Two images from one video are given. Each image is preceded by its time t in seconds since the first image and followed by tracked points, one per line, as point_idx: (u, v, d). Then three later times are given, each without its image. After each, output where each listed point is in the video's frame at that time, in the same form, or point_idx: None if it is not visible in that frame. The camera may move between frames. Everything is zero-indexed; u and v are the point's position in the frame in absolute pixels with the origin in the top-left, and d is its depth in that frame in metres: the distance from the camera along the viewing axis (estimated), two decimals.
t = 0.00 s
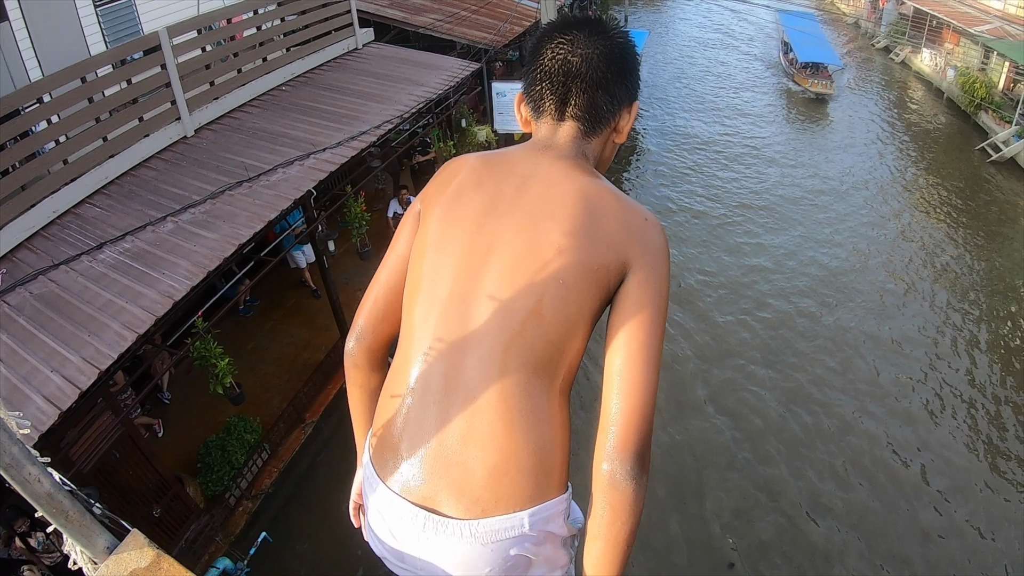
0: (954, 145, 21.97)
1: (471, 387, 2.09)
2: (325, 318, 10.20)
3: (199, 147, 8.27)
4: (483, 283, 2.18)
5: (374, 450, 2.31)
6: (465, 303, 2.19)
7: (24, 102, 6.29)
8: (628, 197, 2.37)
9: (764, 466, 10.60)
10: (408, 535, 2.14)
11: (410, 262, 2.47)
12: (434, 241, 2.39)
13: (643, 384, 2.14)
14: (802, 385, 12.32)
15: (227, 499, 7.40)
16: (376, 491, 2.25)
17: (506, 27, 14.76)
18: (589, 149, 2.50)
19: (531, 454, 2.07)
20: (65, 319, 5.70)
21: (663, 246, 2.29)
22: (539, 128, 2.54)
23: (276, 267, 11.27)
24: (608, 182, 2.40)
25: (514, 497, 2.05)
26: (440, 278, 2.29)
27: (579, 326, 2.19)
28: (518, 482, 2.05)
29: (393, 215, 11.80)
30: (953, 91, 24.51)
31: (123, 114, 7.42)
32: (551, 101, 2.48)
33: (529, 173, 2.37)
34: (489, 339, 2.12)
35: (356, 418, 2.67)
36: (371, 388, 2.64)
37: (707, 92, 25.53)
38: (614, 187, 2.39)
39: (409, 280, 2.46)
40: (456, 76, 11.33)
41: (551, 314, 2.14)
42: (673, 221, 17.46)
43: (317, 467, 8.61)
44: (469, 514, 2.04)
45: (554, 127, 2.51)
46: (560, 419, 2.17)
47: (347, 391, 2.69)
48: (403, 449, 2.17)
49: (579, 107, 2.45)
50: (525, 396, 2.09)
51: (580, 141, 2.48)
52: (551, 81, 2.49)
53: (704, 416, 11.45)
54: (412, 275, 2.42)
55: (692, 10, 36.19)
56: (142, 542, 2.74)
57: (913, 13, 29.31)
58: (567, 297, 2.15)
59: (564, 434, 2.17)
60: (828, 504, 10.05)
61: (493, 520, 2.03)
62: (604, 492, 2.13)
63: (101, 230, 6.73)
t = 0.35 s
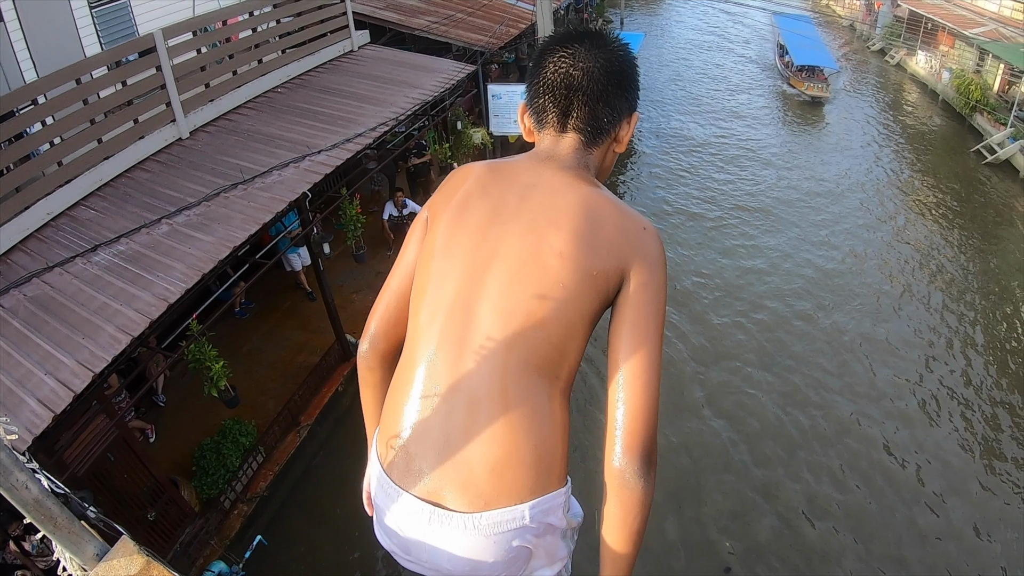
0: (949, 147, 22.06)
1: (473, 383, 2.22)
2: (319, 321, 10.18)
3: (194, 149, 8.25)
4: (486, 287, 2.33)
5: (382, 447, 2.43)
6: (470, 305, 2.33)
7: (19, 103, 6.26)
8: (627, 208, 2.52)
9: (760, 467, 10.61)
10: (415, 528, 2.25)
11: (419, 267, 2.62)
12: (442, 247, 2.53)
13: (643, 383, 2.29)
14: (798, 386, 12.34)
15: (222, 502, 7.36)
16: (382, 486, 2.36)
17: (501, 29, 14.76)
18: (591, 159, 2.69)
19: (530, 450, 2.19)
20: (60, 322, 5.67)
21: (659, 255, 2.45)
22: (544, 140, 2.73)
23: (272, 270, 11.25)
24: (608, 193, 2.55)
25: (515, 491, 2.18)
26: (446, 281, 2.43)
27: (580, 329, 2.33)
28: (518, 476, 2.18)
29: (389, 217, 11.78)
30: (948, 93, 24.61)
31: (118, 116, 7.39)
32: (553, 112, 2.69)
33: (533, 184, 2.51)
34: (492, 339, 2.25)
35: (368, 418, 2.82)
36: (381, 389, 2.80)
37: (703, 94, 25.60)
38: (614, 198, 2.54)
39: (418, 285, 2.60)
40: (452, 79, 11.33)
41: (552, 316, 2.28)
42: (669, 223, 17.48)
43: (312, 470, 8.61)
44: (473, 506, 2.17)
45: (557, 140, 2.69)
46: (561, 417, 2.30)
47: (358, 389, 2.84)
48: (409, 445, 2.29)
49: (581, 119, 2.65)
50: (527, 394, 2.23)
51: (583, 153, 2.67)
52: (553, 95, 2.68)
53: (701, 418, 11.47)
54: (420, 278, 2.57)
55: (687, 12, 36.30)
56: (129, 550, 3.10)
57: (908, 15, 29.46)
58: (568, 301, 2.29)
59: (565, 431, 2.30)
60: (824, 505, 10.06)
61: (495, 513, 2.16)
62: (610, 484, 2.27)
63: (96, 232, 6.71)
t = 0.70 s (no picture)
0: (946, 148, 22.12)
1: (477, 381, 2.39)
2: (316, 322, 10.17)
3: (191, 150, 8.24)
4: (489, 289, 2.48)
5: (392, 437, 2.63)
6: (474, 305, 2.50)
7: (15, 104, 6.25)
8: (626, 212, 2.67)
9: (758, 467, 10.61)
10: (423, 517, 2.45)
11: (427, 268, 2.78)
12: (449, 249, 2.69)
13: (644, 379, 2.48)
14: (795, 386, 12.36)
15: (218, 504, 7.32)
16: (392, 475, 2.56)
17: (497, 30, 14.76)
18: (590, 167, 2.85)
19: (531, 442, 2.37)
20: (56, 323, 5.65)
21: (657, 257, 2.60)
22: (548, 147, 2.90)
23: (268, 271, 11.24)
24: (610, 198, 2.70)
25: (516, 482, 2.36)
26: (452, 283, 2.59)
27: (580, 326, 2.49)
28: (519, 467, 2.36)
29: (385, 219, 11.78)
30: (945, 94, 24.68)
31: (115, 117, 7.38)
32: (557, 117, 2.85)
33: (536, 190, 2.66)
34: (495, 338, 2.42)
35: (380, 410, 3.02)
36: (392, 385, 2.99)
37: (700, 95, 25.63)
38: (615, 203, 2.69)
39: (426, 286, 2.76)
40: (449, 79, 11.32)
41: (552, 315, 2.43)
42: (666, 224, 17.49)
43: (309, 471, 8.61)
44: (476, 496, 2.36)
45: (561, 148, 2.86)
46: (561, 410, 2.48)
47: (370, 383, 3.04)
48: (419, 438, 2.49)
49: (582, 128, 2.83)
50: (527, 390, 2.39)
51: (586, 162, 2.85)
52: (556, 103, 2.85)
53: (698, 418, 11.48)
54: (428, 280, 2.73)
55: (684, 14, 36.37)
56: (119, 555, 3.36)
57: (905, 17, 29.58)
58: (567, 301, 2.45)
59: (565, 423, 2.48)
60: (822, 505, 10.07)
61: (496, 502, 2.34)
62: (624, 473, 2.48)
63: (92, 234, 6.69)
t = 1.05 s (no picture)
0: (939, 150, 22.19)
1: (478, 377, 2.50)
2: (311, 326, 10.16)
3: (185, 153, 8.22)
4: (490, 289, 2.57)
5: (399, 429, 2.75)
6: (476, 305, 2.59)
7: (8, 107, 6.21)
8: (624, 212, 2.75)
9: (753, 468, 10.62)
10: (427, 504, 2.61)
11: (433, 267, 2.86)
12: (453, 249, 2.77)
13: (642, 374, 2.60)
14: (791, 387, 12.37)
15: (212, 509, 7.29)
16: (400, 464, 2.70)
17: (491, 33, 14.76)
18: (588, 169, 2.88)
19: (530, 435, 2.49)
20: (49, 327, 5.62)
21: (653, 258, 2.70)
22: (546, 149, 2.92)
23: (262, 275, 11.21)
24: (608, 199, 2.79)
25: (515, 473, 2.51)
26: (455, 283, 2.68)
27: (578, 324, 2.60)
28: (518, 459, 2.50)
29: (379, 222, 11.79)
30: (938, 96, 24.78)
31: (108, 120, 7.34)
32: (555, 124, 2.86)
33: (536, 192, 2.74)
34: (495, 337, 2.51)
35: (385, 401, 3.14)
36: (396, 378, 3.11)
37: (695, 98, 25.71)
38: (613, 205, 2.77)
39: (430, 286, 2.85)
40: (443, 83, 11.33)
41: (549, 315, 2.53)
42: (662, 226, 17.51)
43: (303, 477, 8.60)
44: (476, 485, 2.51)
45: (561, 149, 2.87)
46: (560, 405, 2.59)
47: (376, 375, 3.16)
48: (424, 431, 2.61)
49: (581, 134, 2.84)
50: (527, 386, 2.49)
51: (584, 163, 2.87)
52: (555, 110, 2.85)
53: (693, 420, 11.50)
54: (432, 279, 2.81)
55: (679, 17, 36.48)
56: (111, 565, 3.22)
57: (898, 20, 29.71)
58: (565, 301, 2.54)
59: (562, 416, 2.60)
60: (818, 506, 10.08)
61: (496, 492, 2.50)
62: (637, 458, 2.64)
63: (86, 237, 6.66)
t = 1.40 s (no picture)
0: (932, 152, 22.28)
1: (478, 368, 2.55)
2: (304, 330, 10.14)
3: (178, 157, 8.20)
4: (489, 284, 2.62)
5: (404, 419, 2.81)
6: (476, 299, 2.63)
7: None
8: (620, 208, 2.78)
9: (749, 469, 10.64)
10: (428, 487, 2.67)
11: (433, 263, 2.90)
12: (457, 244, 2.80)
13: (642, 363, 2.62)
14: (785, 389, 12.39)
15: (206, 514, 7.26)
16: (404, 450, 2.76)
17: (483, 36, 14.76)
18: (583, 167, 2.90)
19: (529, 424, 2.53)
20: (41, 332, 5.59)
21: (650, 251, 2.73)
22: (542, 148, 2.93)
23: (256, 278, 11.18)
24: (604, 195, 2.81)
25: (514, 459, 2.54)
26: (456, 279, 2.73)
27: (576, 318, 2.64)
28: (515, 447, 2.53)
29: (373, 226, 11.75)
30: (931, 98, 24.88)
31: (101, 123, 7.31)
32: (551, 124, 2.87)
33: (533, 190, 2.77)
34: (494, 330, 2.56)
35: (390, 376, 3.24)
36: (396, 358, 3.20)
37: (689, 100, 25.78)
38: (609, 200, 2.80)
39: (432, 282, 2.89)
40: (436, 86, 11.34)
41: (546, 309, 2.57)
42: (656, 228, 17.53)
43: (296, 483, 8.58)
44: (476, 468, 2.54)
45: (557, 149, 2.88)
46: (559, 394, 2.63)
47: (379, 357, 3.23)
48: (427, 421, 2.67)
49: (576, 134, 2.85)
50: (526, 377, 2.54)
51: (580, 161, 2.88)
52: (550, 111, 2.87)
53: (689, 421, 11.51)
54: (434, 276, 2.86)
55: (672, 20, 36.59)
56: None
57: (891, 22, 29.83)
58: (562, 294, 2.58)
59: (561, 406, 2.63)
60: (813, 506, 10.10)
61: (496, 476, 2.53)
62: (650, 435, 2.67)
63: (78, 242, 6.62)
